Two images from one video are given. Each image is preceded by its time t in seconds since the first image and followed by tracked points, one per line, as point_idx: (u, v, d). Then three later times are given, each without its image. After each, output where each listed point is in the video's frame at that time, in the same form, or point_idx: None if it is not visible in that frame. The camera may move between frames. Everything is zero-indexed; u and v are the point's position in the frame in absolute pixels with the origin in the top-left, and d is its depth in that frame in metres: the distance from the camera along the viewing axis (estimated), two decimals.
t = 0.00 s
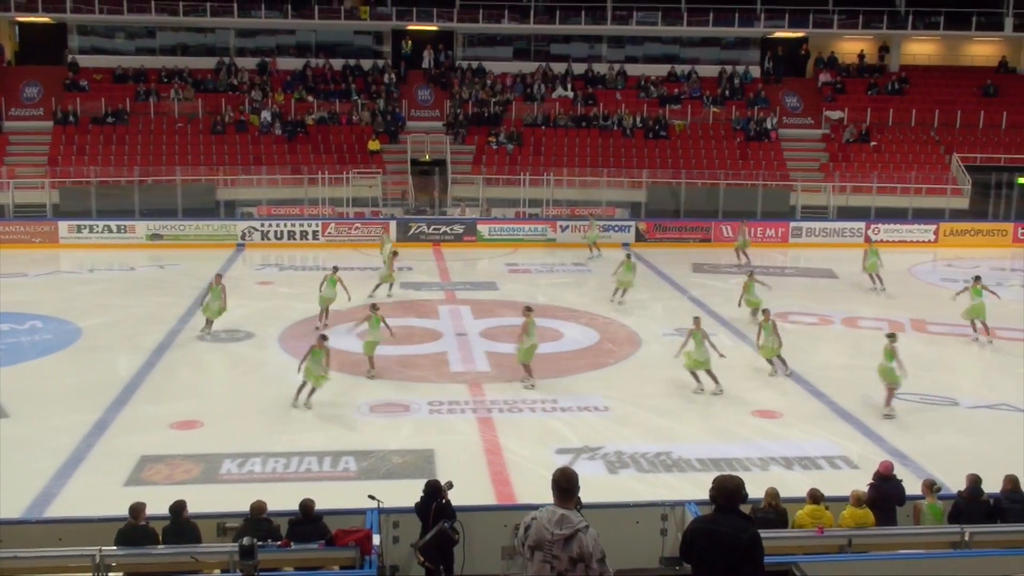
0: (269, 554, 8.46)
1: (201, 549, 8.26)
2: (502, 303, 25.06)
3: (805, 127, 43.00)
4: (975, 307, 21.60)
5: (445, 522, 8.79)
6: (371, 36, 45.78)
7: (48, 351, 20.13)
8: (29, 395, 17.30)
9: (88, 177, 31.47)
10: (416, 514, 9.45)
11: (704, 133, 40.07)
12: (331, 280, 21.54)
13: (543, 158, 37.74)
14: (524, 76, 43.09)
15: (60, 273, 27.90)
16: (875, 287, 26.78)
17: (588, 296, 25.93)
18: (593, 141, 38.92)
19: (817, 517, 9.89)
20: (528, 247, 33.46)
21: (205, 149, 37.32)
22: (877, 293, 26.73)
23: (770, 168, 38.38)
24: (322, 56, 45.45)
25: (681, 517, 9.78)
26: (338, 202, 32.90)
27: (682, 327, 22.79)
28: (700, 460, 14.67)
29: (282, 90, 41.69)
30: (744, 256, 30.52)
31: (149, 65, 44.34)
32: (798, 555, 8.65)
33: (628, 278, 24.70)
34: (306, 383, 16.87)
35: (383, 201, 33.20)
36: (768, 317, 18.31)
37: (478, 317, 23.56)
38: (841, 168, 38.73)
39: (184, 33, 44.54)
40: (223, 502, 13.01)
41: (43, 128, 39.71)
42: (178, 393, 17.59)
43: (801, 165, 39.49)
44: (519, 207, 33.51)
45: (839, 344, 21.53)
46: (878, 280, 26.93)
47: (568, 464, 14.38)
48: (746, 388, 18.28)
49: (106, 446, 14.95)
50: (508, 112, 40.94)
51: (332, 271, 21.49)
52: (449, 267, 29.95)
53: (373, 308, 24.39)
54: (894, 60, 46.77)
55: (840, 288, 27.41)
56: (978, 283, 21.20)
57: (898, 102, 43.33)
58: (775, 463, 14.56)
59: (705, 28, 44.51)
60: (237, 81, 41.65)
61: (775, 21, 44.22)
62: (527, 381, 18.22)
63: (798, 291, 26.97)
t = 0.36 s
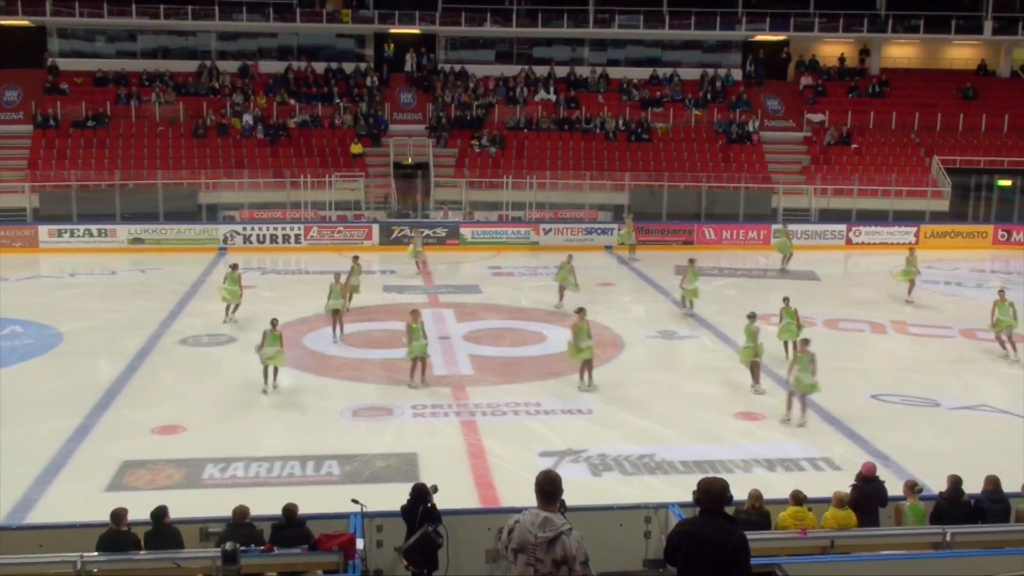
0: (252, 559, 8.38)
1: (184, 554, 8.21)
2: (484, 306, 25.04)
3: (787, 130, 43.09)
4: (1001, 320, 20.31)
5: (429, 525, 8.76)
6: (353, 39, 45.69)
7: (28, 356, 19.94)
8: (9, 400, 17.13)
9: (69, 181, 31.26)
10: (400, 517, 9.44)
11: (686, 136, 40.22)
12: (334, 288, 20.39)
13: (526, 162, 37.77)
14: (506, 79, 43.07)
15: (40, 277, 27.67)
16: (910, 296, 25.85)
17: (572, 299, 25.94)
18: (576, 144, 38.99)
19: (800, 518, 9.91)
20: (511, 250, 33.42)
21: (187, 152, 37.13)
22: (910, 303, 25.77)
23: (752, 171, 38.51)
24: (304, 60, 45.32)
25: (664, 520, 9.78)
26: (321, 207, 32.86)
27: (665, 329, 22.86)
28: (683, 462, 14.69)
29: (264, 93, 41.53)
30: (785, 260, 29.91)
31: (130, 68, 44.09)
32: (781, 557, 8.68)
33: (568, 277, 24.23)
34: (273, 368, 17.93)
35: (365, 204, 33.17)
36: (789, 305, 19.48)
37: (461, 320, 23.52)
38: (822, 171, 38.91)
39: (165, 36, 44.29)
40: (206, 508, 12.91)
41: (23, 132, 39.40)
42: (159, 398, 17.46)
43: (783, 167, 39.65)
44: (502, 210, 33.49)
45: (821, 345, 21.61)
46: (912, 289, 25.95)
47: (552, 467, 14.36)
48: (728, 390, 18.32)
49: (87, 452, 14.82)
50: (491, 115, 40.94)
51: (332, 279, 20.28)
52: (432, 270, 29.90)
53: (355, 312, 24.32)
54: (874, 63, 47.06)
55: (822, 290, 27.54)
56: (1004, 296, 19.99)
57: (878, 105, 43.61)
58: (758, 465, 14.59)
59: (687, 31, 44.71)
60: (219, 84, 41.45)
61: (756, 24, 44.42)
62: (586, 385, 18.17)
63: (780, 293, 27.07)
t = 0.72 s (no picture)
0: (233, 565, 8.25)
1: (165, 560, 8.07)
2: (468, 310, 24.99)
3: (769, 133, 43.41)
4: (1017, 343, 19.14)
5: (413, 530, 8.72)
6: (335, 43, 45.60)
7: (8, 362, 19.76)
8: None
9: (49, 186, 31.01)
10: (384, 522, 9.40)
11: (668, 140, 40.37)
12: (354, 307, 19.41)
13: (508, 165, 37.78)
14: (488, 83, 43.06)
15: (20, 282, 27.42)
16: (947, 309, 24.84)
17: (555, 303, 25.94)
18: (558, 148, 39.03)
19: (783, 521, 9.92)
20: (495, 254, 33.22)
21: (168, 157, 36.93)
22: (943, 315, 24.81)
23: (734, 174, 38.65)
24: (286, 63, 45.16)
25: (648, 523, 9.78)
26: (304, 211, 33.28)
27: (648, 332, 22.90)
28: (667, 465, 14.70)
29: (246, 97, 41.38)
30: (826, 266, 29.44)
31: (110, 72, 43.83)
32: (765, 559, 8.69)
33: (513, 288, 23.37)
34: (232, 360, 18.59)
35: (348, 208, 33.50)
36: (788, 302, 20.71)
37: (444, 324, 23.47)
38: (804, 174, 39.04)
39: (146, 40, 44.06)
40: (188, 514, 12.81)
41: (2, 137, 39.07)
42: (141, 403, 17.32)
43: (765, 170, 39.80)
44: (485, 214, 33.51)
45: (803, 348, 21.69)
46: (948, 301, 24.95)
47: (535, 471, 14.34)
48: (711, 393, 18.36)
49: (68, 458, 14.67)
50: (473, 119, 40.92)
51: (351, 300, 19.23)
52: (415, 274, 29.84)
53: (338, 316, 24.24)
54: (855, 66, 47.33)
55: (803, 293, 27.65)
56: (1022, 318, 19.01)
57: (859, 109, 43.91)
58: (741, 468, 14.62)
59: (669, 35, 44.87)
60: (200, 88, 41.24)
61: (737, 28, 44.61)
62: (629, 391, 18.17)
63: (763, 296, 27.17)
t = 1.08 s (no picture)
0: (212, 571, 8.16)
1: (142, 568, 7.97)
2: (447, 313, 24.96)
3: (747, 136, 43.19)
4: None
5: (393, 533, 8.68)
6: (313, 47, 45.44)
7: None
8: None
9: (25, 190, 30.67)
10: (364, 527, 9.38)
11: (646, 143, 40.50)
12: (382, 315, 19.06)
13: (488, 169, 37.77)
14: (467, 86, 43.05)
15: None
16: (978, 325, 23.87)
17: (534, 306, 25.95)
18: (537, 151, 39.06)
19: (763, 522, 9.95)
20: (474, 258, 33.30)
21: (146, 161, 36.66)
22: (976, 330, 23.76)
23: (712, 177, 38.83)
24: (264, 67, 44.97)
25: (628, 526, 9.78)
26: (283, 214, 32.53)
27: (628, 334, 22.95)
28: (646, 468, 14.72)
29: (224, 101, 41.16)
30: (862, 274, 29.08)
31: (87, 76, 43.46)
32: (745, 560, 8.71)
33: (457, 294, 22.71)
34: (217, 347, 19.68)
35: (327, 212, 33.12)
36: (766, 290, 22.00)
37: (424, 328, 23.42)
38: (781, 177, 39.27)
39: (123, 44, 43.76)
40: (167, 520, 12.70)
41: None
42: (119, 409, 17.17)
43: (743, 173, 39.96)
44: (464, 217, 33.49)
45: (780, 350, 21.80)
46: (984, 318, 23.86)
47: (516, 474, 14.33)
48: (690, 395, 18.42)
49: (44, 465, 14.52)
50: (452, 122, 40.84)
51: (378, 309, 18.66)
52: (395, 278, 29.78)
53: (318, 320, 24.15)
54: (832, 70, 47.60)
55: (781, 295, 27.79)
56: None
57: (835, 112, 44.22)
58: (720, 469, 14.67)
59: (647, 38, 45.03)
60: (178, 92, 40.99)
61: (715, 31, 44.83)
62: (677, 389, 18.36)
63: (741, 298, 27.29)
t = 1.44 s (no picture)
0: None
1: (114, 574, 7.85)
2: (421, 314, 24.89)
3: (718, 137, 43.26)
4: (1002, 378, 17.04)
5: (368, 535, 8.61)
6: (285, 47, 45.22)
7: None
8: None
9: None
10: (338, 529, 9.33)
11: (619, 143, 40.61)
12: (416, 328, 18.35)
13: (461, 170, 37.68)
14: (440, 87, 42.93)
15: None
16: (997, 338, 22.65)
17: (509, 307, 25.93)
18: (511, 152, 39.05)
19: (736, 520, 9.98)
20: (447, 259, 33.31)
21: (117, 163, 36.31)
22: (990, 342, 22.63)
23: (685, 177, 39.02)
24: (236, 68, 44.62)
25: (603, 525, 9.78)
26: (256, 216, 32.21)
27: (602, 335, 22.98)
28: (621, 467, 14.73)
29: (195, 102, 40.82)
30: (889, 280, 28.37)
31: (56, 77, 42.97)
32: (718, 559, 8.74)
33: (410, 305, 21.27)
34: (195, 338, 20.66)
35: (300, 213, 32.52)
36: (722, 283, 23.15)
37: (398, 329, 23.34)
38: (753, 177, 39.52)
39: (93, 44, 43.32)
40: (139, 524, 12.56)
41: None
42: (90, 413, 16.98)
43: (716, 173, 40.16)
44: (437, 218, 33.38)
45: (754, 349, 21.91)
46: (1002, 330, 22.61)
47: (491, 475, 14.30)
48: (664, 394, 18.48)
49: (13, 470, 14.32)
50: (425, 123, 40.72)
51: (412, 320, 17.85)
52: (368, 279, 29.64)
53: (291, 322, 23.99)
54: (803, 70, 47.87)
55: (754, 295, 27.95)
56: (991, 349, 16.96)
57: (807, 112, 44.54)
58: (694, 468, 14.72)
59: (620, 39, 45.16)
60: (148, 93, 40.59)
61: (687, 32, 45.04)
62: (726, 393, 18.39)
63: (714, 297, 27.40)
